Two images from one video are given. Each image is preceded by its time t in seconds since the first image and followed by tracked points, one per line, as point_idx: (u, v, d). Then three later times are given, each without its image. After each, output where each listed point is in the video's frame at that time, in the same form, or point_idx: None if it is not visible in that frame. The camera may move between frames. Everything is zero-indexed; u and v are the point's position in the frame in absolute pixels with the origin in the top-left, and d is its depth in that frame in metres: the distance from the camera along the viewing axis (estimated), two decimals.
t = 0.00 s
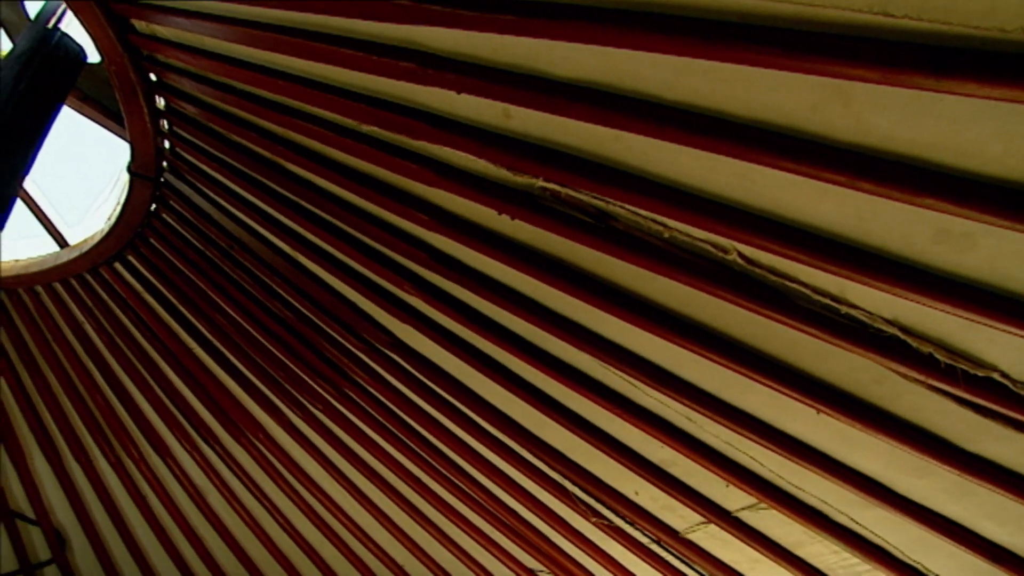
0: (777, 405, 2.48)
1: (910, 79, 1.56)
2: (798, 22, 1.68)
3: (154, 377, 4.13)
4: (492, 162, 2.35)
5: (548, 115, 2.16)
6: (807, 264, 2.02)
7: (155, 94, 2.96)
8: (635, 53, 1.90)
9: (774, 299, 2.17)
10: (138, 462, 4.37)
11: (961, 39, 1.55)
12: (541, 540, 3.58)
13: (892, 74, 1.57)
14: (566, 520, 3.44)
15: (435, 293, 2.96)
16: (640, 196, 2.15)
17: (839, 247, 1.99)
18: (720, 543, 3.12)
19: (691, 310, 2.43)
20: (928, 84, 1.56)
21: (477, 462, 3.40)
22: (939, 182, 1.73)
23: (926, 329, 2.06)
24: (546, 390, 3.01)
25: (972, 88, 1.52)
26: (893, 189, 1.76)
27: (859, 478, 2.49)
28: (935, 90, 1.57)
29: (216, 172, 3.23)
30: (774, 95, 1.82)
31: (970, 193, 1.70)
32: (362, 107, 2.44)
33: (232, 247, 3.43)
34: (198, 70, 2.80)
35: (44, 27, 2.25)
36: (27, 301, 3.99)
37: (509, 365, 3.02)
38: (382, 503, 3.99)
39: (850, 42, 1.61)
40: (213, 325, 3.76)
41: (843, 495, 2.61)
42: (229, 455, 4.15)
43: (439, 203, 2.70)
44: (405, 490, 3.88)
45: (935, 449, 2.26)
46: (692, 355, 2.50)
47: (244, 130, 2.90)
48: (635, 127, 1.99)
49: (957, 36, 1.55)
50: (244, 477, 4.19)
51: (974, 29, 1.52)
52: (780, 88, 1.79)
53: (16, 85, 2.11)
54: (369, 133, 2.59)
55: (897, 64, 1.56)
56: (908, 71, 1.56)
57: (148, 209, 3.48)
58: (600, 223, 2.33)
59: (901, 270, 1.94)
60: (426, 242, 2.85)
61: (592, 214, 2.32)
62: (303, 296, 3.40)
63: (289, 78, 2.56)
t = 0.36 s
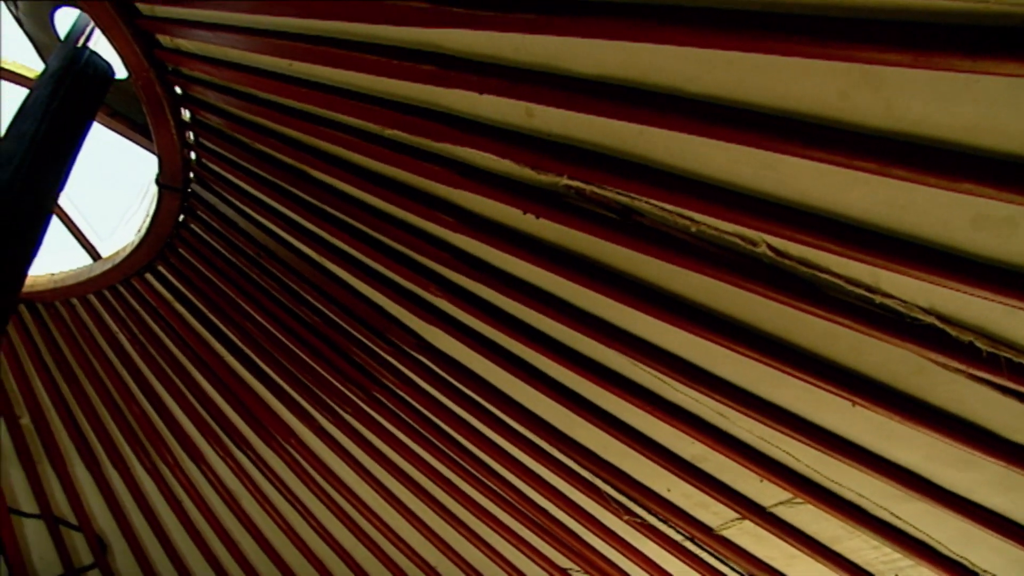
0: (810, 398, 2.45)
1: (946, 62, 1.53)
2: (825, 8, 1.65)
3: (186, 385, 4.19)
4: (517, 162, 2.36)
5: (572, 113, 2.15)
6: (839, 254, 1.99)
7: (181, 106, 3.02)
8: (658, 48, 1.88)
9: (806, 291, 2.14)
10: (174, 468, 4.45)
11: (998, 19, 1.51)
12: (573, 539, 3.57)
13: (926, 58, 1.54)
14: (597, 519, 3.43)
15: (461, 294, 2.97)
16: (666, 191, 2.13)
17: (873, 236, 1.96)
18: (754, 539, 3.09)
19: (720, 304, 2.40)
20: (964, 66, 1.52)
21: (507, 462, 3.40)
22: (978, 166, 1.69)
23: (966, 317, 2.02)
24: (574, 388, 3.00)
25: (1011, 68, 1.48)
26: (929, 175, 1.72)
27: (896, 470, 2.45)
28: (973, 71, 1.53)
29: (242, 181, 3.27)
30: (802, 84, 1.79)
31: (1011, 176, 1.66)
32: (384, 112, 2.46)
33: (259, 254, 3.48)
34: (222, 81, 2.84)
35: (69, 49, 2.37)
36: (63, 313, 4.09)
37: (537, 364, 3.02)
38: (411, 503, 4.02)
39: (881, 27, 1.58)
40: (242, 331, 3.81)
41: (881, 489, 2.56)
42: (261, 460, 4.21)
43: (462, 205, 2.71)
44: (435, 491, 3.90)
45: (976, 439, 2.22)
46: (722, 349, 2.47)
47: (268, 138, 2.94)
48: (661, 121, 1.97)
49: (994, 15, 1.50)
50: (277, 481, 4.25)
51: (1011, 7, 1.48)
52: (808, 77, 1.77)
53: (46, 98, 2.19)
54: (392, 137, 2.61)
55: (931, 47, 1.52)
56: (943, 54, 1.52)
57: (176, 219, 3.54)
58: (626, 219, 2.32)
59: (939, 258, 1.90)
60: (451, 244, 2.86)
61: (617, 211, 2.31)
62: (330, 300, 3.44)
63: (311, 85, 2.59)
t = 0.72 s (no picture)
0: (845, 391, 2.41)
1: (980, 42, 1.49)
2: None
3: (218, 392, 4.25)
4: (540, 160, 2.36)
5: (594, 110, 2.15)
6: (872, 243, 1.96)
7: (206, 117, 3.06)
8: (680, 41, 1.87)
9: (838, 281, 2.11)
10: (207, 474, 4.51)
11: None
12: (605, 537, 3.56)
13: (959, 39, 1.50)
14: (629, 517, 3.42)
15: (487, 295, 2.98)
16: (692, 185, 2.12)
17: (907, 223, 1.92)
18: (790, 535, 3.05)
19: (749, 297, 2.38)
20: (999, 46, 1.49)
21: (537, 461, 3.41)
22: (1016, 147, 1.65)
23: (1006, 303, 1.98)
24: (603, 386, 2.99)
25: None
26: (965, 158, 1.69)
27: (935, 462, 2.41)
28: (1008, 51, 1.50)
29: (267, 189, 3.31)
30: (829, 71, 1.76)
31: None
32: (406, 115, 2.48)
33: (286, 261, 3.52)
34: (245, 92, 2.88)
35: (98, 67, 2.43)
36: (97, 323, 4.17)
37: (565, 362, 3.01)
38: (441, 504, 4.04)
39: (911, 9, 1.55)
40: (270, 337, 3.86)
41: (920, 481, 2.51)
42: (292, 463, 4.27)
43: (486, 206, 2.72)
44: (465, 492, 3.91)
45: (1018, 429, 2.16)
46: (752, 343, 2.45)
47: (292, 145, 2.97)
48: (685, 114, 1.96)
49: None
50: (310, 485, 4.30)
51: None
52: (835, 64, 1.74)
53: (78, 116, 2.24)
54: (414, 140, 2.62)
55: (964, 28, 1.49)
56: (977, 34, 1.49)
57: (204, 229, 3.59)
58: (652, 214, 2.31)
59: (976, 243, 1.86)
60: (475, 245, 2.87)
61: (643, 206, 2.30)
62: (356, 304, 3.47)
63: (334, 92, 2.61)
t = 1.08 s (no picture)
0: (882, 382, 2.37)
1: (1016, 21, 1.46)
2: None
3: (250, 398, 4.30)
4: (564, 158, 2.35)
5: (617, 106, 2.14)
6: (907, 230, 1.92)
7: (231, 127, 3.10)
8: (703, 33, 1.85)
9: (872, 270, 2.08)
10: (242, 479, 4.58)
11: None
12: (638, 535, 3.54)
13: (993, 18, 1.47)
14: (661, 514, 3.39)
15: (514, 294, 2.98)
16: (719, 178, 2.10)
17: (943, 209, 1.88)
18: (827, 530, 3.00)
19: (779, 289, 2.35)
20: None
21: (568, 460, 3.40)
22: None
23: None
24: (633, 383, 2.98)
25: None
26: (1002, 140, 1.65)
27: (977, 452, 2.35)
28: None
29: (292, 196, 3.34)
30: (858, 57, 1.73)
31: None
32: (429, 118, 2.49)
33: (313, 267, 3.55)
34: (268, 101, 2.90)
35: (125, 83, 2.48)
36: (132, 333, 4.26)
37: (594, 360, 3.00)
38: (473, 505, 4.05)
39: None
40: (299, 343, 3.90)
41: (963, 473, 2.46)
42: (324, 467, 4.32)
43: (511, 206, 2.72)
44: (496, 492, 3.92)
45: None
46: (785, 335, 2.42)
47: (316, 152, 2.99)
48: (711, 106, 1.94)
49: None
50: (342, 488, 4.34)
51: None
52: (863, 49, 1.71)
53: (109, 131, 2.29)
54: (438, 143, 2.64)
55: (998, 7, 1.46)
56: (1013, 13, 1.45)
57: (231, 237, 3.65)
58: (678, 209, 2.29)
59: (1016, 227, 1.82)
60: (501, 245, 2.87)
61: (670, 201, 2.29)
62: (383, 307, 3.49)
63: (357, 98, 2.63)
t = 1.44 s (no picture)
0: (919, 372, 2.32)
1: None
2: None
3: (280, 403, 4.35)
4: (587, 155, 2.35)
5: (639, 101, 2.13)
6: (942, 216, 1.89)
7: (255, 136, 3.15)
8: (725, 24, 1.83)
9: (905, 258, 2.05)
10: (274, 484, 4.64)
11: None
12: (671, 533, 3.51)
13: None
14: (694, 511, 3.37)
15: (540, 294, 2.98)
16: (746, 170, 2.08)
17: (979, 193, 1.84)
18: (865, 525, 2.96)
19: (810, 280, 2.32)
20: None
21: (598, 458, 3.39)
22: None
23: None
24: (662, 379, 2.96)
25: None
26: None
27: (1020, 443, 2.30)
28: None
29: (316, 202, 3.37)
30: (886, 41, 1.70)
31: None
32: (451, 120, 2.50)
33: (338, 272, 3.59)
34: (290, 108, 2.93)
35: (152, 97, 2.53)
36: (164, 342, 4.35)
37: (622, 357, 2.99)
38: (503, 505, 4.06)
39: None
40: (326, 347, 3.94)
41: (1007, 464, 2.40)
42: (354, 470, 4.36)
43: (535, 204, 2.72)
44: (526, 492, 3.93)
45: None
46: (816, 327, 2.39)
47: (338, 157, 3.02)
48: (736, 97, 1.92)
49: None
50: (372, 491, 4.38)
51: None
52: (892, 33, 1.68)
53: (138, 144, 2.33)
54: (460, 144, 2.64)
55: None
56: None
57: (258, 244, 3.69)
58: (705, 203, 2.28)
59: None
60: (526, 244, 2.88)
61: (695, 195, 2.27)
62: (409, 310, 3.52)
63: (378, 102, 2.64)
